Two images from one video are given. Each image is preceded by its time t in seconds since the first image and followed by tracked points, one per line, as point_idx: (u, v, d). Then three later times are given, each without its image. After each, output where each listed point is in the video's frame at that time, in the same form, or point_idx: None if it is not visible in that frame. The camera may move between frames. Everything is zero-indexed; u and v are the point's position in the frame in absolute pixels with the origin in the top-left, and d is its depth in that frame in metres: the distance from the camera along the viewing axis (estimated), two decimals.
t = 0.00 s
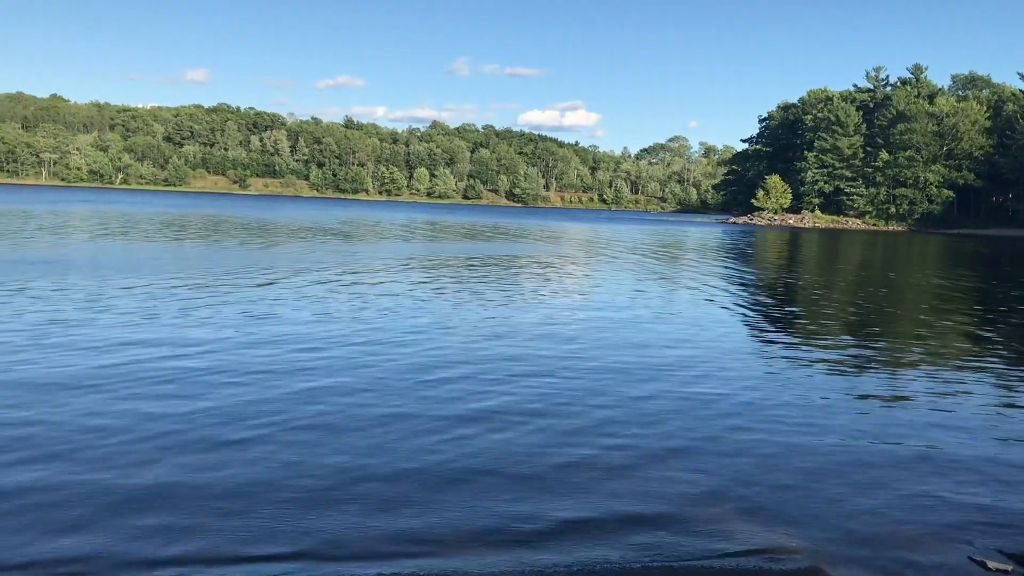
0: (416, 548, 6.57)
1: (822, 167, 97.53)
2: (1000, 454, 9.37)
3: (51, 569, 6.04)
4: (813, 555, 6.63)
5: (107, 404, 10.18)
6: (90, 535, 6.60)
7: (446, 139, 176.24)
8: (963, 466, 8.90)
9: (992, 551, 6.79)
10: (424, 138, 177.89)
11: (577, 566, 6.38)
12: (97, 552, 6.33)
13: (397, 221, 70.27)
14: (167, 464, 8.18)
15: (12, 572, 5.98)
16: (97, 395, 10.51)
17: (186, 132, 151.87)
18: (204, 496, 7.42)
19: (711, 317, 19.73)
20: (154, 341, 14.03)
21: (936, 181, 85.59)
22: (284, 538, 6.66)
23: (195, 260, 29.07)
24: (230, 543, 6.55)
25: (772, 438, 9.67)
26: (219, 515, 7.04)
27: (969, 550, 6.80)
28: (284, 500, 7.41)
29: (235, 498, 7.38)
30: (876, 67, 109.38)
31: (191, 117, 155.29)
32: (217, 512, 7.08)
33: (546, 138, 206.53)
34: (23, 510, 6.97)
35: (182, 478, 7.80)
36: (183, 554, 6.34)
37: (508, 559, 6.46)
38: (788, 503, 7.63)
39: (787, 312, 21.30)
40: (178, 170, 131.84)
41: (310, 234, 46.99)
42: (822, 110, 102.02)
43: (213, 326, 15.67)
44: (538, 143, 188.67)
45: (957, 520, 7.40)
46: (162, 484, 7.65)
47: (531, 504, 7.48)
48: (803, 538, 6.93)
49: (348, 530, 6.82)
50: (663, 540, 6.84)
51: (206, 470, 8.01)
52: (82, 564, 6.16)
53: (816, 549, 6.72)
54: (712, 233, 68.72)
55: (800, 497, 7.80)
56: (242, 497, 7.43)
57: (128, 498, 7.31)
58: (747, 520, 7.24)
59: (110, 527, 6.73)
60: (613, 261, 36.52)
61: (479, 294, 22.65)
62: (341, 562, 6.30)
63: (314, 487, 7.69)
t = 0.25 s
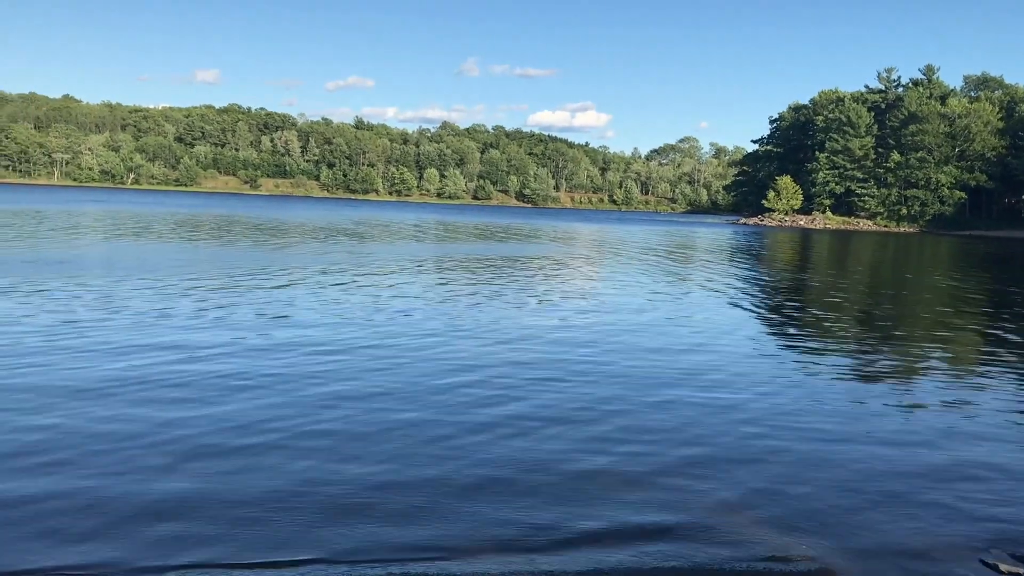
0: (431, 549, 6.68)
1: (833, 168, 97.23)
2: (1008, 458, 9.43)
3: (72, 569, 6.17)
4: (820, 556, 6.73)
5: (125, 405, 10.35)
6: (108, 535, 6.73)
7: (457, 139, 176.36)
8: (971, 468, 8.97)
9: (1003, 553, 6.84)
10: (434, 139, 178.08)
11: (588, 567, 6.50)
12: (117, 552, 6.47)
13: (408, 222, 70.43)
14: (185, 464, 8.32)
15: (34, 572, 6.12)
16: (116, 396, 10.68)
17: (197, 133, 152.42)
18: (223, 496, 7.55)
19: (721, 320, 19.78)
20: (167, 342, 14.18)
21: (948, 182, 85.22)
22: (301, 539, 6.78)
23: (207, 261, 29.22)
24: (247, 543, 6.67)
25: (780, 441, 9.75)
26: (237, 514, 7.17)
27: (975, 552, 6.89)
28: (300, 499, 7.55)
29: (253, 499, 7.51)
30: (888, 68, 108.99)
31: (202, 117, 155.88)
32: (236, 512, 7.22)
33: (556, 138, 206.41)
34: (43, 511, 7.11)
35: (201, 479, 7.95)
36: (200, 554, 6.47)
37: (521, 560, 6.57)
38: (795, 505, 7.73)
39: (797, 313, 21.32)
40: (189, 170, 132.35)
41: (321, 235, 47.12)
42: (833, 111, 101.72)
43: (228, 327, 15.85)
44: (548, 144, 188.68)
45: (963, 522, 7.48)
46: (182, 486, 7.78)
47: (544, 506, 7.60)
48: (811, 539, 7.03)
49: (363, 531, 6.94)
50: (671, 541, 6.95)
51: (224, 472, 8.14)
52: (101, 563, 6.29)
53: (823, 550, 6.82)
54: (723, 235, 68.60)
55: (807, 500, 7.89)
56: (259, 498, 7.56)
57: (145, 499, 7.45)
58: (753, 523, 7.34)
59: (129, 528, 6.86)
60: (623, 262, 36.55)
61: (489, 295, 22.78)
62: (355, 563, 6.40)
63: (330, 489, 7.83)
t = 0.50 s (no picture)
0: (432, 544, 6.58)
1: (844, 167, 96.80)
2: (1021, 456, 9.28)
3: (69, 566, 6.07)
4: (831, 555, 6.59)
5: (129, 402, 10.30)
6: (106, 532, 6.65)
7: (467, 138, 176.35)
8: (985, 467, 8.82)
9: (1014, 553, 6.71)
10: (444, 138, 178.19)
11: (589, 562, 6.40)
12: (116, 548, 6.38)
13: (418, 220, 70.57)
14: (187, 461, 8.26)
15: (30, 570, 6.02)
16: (120, 394, 10.64)
17: (208, 132, 152.95)
18: (222, 492, 7.47)
19: (731, 320, 19.71)
20: (171, 342, 14.11)
21: (960, 182, 84.75)
22: (300, 533, 6.69)
23: (217, 259, 29.22)
24: (246, 537, 6.59)
25: (789, 439, 9.61)
26: (236, 509, 7.09)
27: (990, 550, 6.75)
28: (300, 495, 7.47)
29: (254, 494, 7.43)
30: (901, 67, 108.53)
31: (214, 117, 156.42)
32: (235, 507, 7.14)
33: (566, 138, 206.26)
34: (41, 508, 7.02)
35: (202, 475, 7.88)
36: (198, 550, 6.37)
37: (523, 555, 6.47)
38: (805, 503, 7.59)
39: (807, 314, 21.12)
40: (200, 169, 132.82)
41: (331, 233, 47.20)
42: (845, 110, 101.27)
43: (235, 326, 15.84)
44: (559, 143, 188.49)
45: (977, 521, 7.32)
46: (182, 481, 7.71)
47: (547, 500, 7.49)
48: (821, 537, 6.90)
49: (362, 526, 6.84)
50: (679, 538, 6.82)
51: (224, 468, 8.07)
52: (98, 560, 6.19)
53: (834, 548, 6.69)
54: (733, 234, 68.38)
55: (817, 498, 7.75)
56: (260, 493, 7.48)
57: (145, 496, 7.36)
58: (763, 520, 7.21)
59: (127, 523, 6.80)
60: (633, 262, 36.45)
61: (497, 295, 22.76)
62: (354, 559, 6.31)
63: (332, 484, 7.75)
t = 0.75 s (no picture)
0: (443, 545, 6.61)
1: (854, 165, 96.46)
2: None
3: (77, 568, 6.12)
4: (842, 555, 6.59)
5: (141, 405, 10.36)
6: (115, 534, 6.67)
7: (475, 136, 176.34)
8: (995, 470, 8.76)
9: None
10: (453, 136, 178.27)
11: (600, 562, 6.41)
12: (124, 549, 6.42)
13: (426, 219, 70.61)
14: (199, 463, 8.30)
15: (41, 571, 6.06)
16: (132, 397, 10.71)
17: (217, 130, 153.33)
18: (234, 495, 7.51)
19: (740, 319, 19.70)
20: (180, 343, 14.14)
21: (971, 180, 84.40)
22: (312, 535, 6.73)
23: (227, 258, 29.26)
24: (258, 540, 6.62)
25: (797, 441, 9.58)
26: (248, 512, 7.13)
27: (1000, 552, 6.71)
28: (312, 497, 7.51)
29: (265, 496, 7.47)
30: (910, 65, 108.14)
31: (223, 116, 156.81)
32: (247, 510, 7.19)
33: (575, 136, 206.13)
34: (50, 510, 7.05)
35: (215, 477, 7.93)
36: (205, 553, 6.40)
37: (534, 556, 6.49)
38: (813, 506, 7.58)
39: (817, 313, 20.98)
40: (210, 168, 133.18)
41: (339, 231, 47.27)
42: (855, 108, 100.90)
43: (245, 326, 15.89)
44: (568, 141, 188.37)
45: (988, 523, 7.29)
46: (195, 484, 7.76)
47: (558, 502, 7.52)
48: (829, 539, 6.88)
49: (373, 529, 6.88)
50: (690, 540, 6.83)
51: (236, 471, 8.11)
52: (106, 562, 6.23)
53: (841, 548, 6.69)
54: (742, 232, 68.22)
55: (825, 500, 7.73)
56: (272, 495, 7.52)
57: (152, 498, 7.39)
58: (770, 522, 7.20)
59: (140, 524, 6.84)
60: (641, 260, 36.43)
61: (506, 293, 22.78)
62: (365, 560, 6.34)
63: (343, 486, 7.79)
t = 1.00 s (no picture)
0: (452, 545, 6.63)
1: (864, 164, 96.06)
2: None
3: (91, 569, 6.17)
4: (851, 554, 6.59)
5: (152, 405, 10.42)
6: (128, 534, 6.73)
7: (484, 135, 176.28)
8: (1005, 467, 8.75)
9: None
10: (461, 135, 178.31)
11: (609, 561, 6.43)
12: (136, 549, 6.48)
13: (435, 218, 70.62)
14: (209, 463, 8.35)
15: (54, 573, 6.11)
16: (142, 397, 10.76)
17: (226, 130, 153.69)
18: (245, 494, 7.55)
19: (749, 317, 19.68)
20: (189, 343, 14.20)
21: (982, 179, 83.98)
22: (321, 535, 6.78)
23: (236, 258, 29.28)
24: (268, 540, 6.66)
25: (806, 438, 9.58)
26: (259, 511, 7.18)
27: (1011, 550, 6.71)
28: (322, 497, 7.54)
29: (276, 496, 7.51)
30: (921, 62, 107.72)
31: (232, 115, 157.20)
32: (257, 509, 7.23)
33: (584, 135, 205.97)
34: (63, 511, 7.12)
35: (225, 477, 7.96)
36: (216, 551, 6.45)
37: (544, 556, 6.50)
38: (823, 504, 7.59)
39: (826, 312, 20.97)
40: (219, 167, 133.50)
41: (348, 231, 47.33)
42: (865, 106, 100.51)
43: (255, 325, 15.94)
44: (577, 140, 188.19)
45: (998, 520, 7.29)
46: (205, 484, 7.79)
47: (567, 502, 7.53)
48: (839, 537, 6.89)
49: (383, 527, 6.92)
50: (699, 539, 6.83)
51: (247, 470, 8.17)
52: (118, 563, 6.27)
53: (850, 547, 6.70)
54: (752, 231, 67.99)
55: (833, 498, 7.73)
56: (282, 495, 7.55)
57: (164, 498, 7.44)
58: (779, 520, 7.22)
59: (151, 525, 6.88)
60: (649, 259, 36.40)
61: (515, 292, 22.79)
62: (374, 560, 6.37)
63: (353, 486, 7.82)
